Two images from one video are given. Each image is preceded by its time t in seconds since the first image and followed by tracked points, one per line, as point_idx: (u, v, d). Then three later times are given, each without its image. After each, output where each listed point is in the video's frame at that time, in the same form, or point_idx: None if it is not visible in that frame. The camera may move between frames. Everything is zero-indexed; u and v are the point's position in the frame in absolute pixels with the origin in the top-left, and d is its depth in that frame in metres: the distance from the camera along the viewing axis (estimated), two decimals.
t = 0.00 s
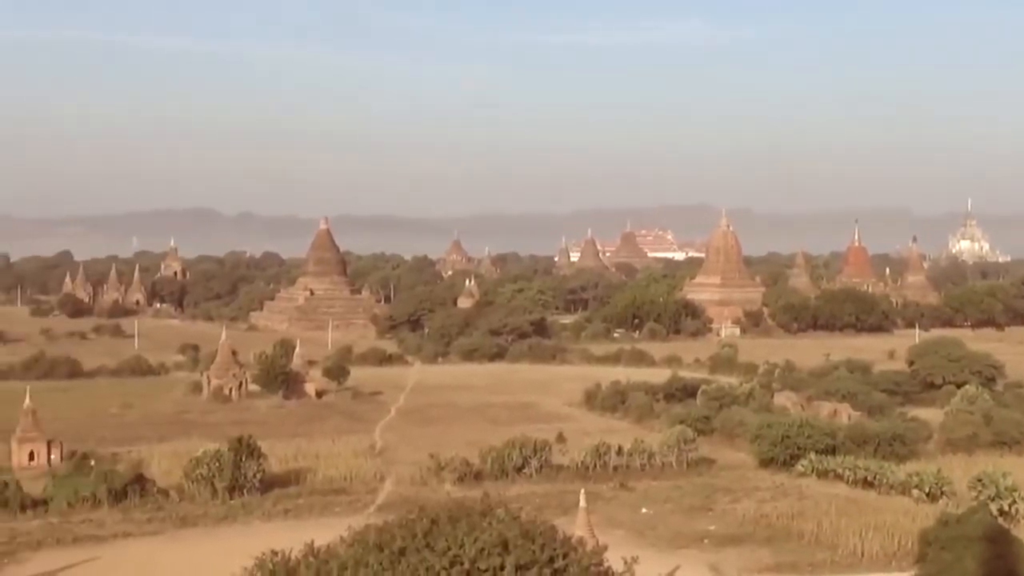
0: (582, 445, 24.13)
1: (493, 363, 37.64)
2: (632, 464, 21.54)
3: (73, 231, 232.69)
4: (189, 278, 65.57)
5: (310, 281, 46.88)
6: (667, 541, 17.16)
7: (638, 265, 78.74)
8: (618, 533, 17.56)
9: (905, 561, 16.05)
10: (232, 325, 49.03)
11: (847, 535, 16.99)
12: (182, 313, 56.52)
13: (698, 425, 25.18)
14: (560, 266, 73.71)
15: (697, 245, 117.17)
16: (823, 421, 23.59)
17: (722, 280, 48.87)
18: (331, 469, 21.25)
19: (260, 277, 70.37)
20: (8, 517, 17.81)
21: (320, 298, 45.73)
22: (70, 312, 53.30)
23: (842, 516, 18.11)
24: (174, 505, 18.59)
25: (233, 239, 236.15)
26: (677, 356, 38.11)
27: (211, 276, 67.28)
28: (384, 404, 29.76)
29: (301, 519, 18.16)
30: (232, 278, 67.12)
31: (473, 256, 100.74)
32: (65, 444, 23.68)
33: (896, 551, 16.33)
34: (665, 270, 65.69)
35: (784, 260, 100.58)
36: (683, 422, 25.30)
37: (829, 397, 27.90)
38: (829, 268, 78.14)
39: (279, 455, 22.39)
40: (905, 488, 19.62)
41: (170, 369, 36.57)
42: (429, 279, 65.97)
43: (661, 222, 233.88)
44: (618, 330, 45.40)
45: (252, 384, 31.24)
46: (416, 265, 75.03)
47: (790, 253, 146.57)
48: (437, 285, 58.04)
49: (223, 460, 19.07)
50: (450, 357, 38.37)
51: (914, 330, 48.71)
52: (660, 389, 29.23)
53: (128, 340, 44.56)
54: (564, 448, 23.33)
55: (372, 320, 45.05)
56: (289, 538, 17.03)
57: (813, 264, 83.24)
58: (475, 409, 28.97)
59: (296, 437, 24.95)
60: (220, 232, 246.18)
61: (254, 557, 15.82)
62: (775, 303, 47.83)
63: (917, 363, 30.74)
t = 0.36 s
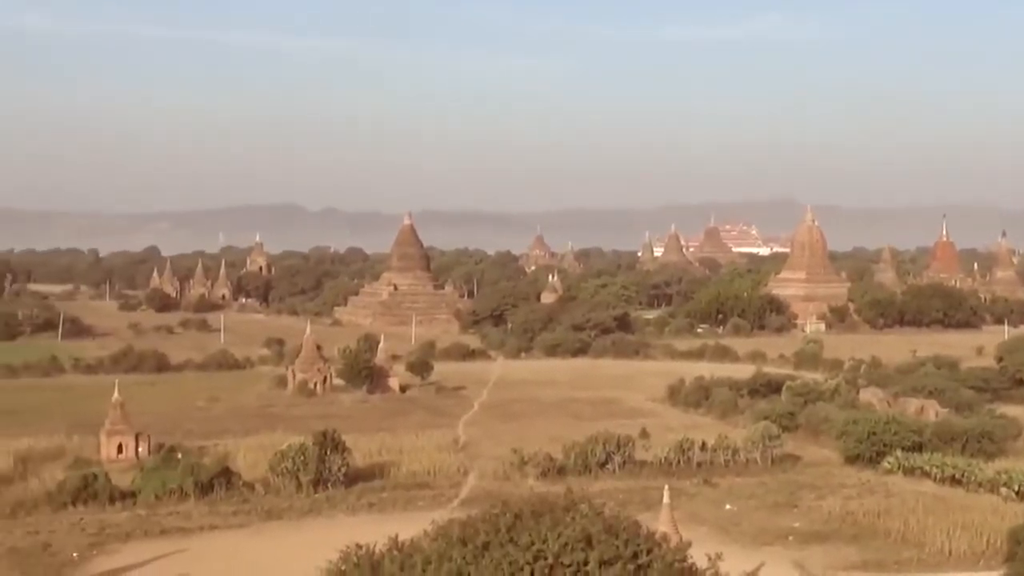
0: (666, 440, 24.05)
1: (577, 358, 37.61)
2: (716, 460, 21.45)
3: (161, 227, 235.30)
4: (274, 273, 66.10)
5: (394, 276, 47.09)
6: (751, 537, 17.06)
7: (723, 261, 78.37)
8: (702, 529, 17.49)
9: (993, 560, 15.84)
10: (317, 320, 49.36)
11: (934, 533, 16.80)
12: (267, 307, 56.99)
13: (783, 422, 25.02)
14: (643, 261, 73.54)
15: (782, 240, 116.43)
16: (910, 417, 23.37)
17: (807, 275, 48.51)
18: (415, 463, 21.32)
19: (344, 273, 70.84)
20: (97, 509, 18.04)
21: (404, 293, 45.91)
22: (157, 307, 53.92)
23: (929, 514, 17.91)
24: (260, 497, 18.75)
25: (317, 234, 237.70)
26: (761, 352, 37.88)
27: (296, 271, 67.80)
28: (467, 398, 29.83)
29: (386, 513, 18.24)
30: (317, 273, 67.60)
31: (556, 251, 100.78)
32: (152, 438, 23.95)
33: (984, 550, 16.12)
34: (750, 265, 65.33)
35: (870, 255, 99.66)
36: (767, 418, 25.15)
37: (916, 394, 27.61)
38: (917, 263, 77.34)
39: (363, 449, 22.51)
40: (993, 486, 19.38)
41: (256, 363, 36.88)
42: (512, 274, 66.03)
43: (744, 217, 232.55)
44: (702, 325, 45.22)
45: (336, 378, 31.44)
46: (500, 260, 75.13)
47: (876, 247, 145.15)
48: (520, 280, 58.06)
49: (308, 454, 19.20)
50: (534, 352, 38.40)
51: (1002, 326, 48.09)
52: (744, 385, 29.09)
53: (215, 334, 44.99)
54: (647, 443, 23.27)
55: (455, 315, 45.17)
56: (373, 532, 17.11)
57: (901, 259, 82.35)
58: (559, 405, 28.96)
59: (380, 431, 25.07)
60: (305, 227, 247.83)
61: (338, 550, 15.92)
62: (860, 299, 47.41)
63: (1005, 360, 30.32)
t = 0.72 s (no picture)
0: (757, 437, 23.93)
1: (667, 355, 37.53)
2: (807, 458, 21.32)
3: (253, 224, 237.48)
4: (364, 269, 66.49)
5: (484, 273, 47.17)
6: (843, 535, 16.95)
7: (814, 256, 77.73)
8: (794, 527, 17.39)
9: None
10: (407, 316, 49.59)
11: None
12: (358, 304, 57.33)
13: (875, 419, 24.80)
14: (734, 257, 73.15)
15: (875, 235, 115.54)
16: (1006, 415, 23.06)
17: (901, 272, 48.03)
18: (505, 459, 21.37)
19: (434, 269, 71.08)
20: (192, 502, 18.25)
21: (493, 289, 46.01)
22: (250, 304, 54.42)
23: None
24: (351, 492, 18.88)
25: (407, 231, 238.72)
26: (853, 348, 37.56)
27: (386, 268, 68.13)
28: (557, 395, 29.85)
29: (475, 509, 18.30)
30: (407, 270, 67.89)
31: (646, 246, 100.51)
32: (245, 433, 24.18)
33: None
34: (842, 260, 64.78)
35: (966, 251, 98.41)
36: (860, 415, 24.94)
37: (1012, 391, 27.26)
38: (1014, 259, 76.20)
39: (453, 446, 22.59)
40: None
41: (347, 359, 37.13)
42: (602, 270, 65.94)
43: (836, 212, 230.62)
44: (793, 322, 44.95)
45: (427, 374, 31.57)
46: (590, 256, 75.07)
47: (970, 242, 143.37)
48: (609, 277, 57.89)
49: (398, 449, 19.31)
50: (624, 349, 38.37)
51: None
52: (836, 382, 28.86)
53: (306, 331, 45.32)
54: (738, 440, 23.16)
55: (545, 312, 45.17)
56: (463, 527, 17.17)
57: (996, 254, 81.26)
58: (649, 401, 28.90)
59: (470, 427, 25.15)
60: (395, 224, 249.03)
61: (429, 545, 16.00)
62: (955, 294, 46.88)
63: None
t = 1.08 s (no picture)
0: (855, 436, 23.72)
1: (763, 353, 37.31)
2: (906, 457, 21.10)
3: (349, 222, 238.97)
4: (460, 266, 66.70)
5: (579, 270, 47.11)
6: (942, 536, 16.76)
7: (913, 253, 76.82)
8: (891, 527, 17.23)
9: None
10: (502, 314, 49.69)
11: None
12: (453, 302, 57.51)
13: (975, 418, 24.49)
14: (830, 253, 72.54)
15: (975, 231, 114.00)
16: None
17: (1001, 269, 47.38)
18: (600, 457, 21.35)
19: (529, 266, 71.13)
20: (289, 498, 18.42)
21: (588, 286, 45.96)
22: (346, 301, 54.79)
23: None
24: (446, 489, 18.95)
25: (502, 228, 239.11)
26: (953, 346, 37.11)
27: (482, 265, 68.31)
28: (652, 393, 29.78)
29: (571, 506, 18.31)
30: (502, 267, 68.02)
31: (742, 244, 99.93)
32: (342, 429, 24.37)
33: None
34: (941, 256, 63.97)
35: None
36: (960, 414, 24.64)
37: None
38: None
39: (549, 443, 22.62)
40: None
41: (443, 356, 37.28)
42: (698, 267, 65.63)
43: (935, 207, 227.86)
44: (892, 319, 44.50)
45: (522, 371, 31.62)
46: (685, 254, 74.73)
47: None
48: (705, 274, 57.61)
49: (494, 446, 19.37)
50: (719, 346, 38.21)
51: None
52: (935, 380, 28.53)
53: (402, 328, 45.55)
54: (835, 439, 22.97)
55: (640, 309, 45.07)
56: (559, 525, 17.19)
57: None
58: (745, 399, 28.75)
59: (565, 424, 25.16)
60: (490, 221, 249.54)
61: (525, 542, 16.03)
62: None
63: None
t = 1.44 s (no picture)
0: (957, 437, 23.43)
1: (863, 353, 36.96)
2: (1009, 459, 20.81)
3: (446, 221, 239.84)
4: (557, 265, 66.71)
5: (676, 269, 46.89)
6: None
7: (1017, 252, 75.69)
8: (994, 530, 16.99)
9: None
10: (600, 313, 49.63)
11: None
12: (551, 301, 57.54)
13: None
14: (932, 253, 71.65)
15: None
16: None
17: None
18: (698, 457, 21.27)
19: (627, 265, 70.94)
20: (388, 495, 18.53)
21: (686, 285, 45.78)
22: (443, 300, 55.00)
23: None
24: (544, 488, 18.97)
25: (599, 227, 238.80)
26: None
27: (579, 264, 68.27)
28: (751, 392, 29.60)
29: (668, 506, 18.25)
30: (599, 266, 67.93)
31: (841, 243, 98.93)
32: (439, 428, 24.47)
33: None
34: None
35: None
36: None
37: None
38: None
39: (646, 443, 22.57)
40: None
41: (540, 355, 37.31)
42: (797, 266, 65.13)
43: None
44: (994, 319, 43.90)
45: (620, 371, 31.56)
46: (784, 253, 74.19)
47: None
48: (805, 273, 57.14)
49: (591, 446, 19.37)
50: (819, 346, 37.92)
51: None
52: None
53: (500, 327, 45.65)
54: (937, 440, 22.70)
55: (739, 309, 44.81)
56: (656, 525, 17.14)
57: None
58: (844, 400, 28.49)
59: (663, 424, 25.09)
60: (587, 220, 249.29)
61: (622, 542, 16.01)
62: None
63: None
